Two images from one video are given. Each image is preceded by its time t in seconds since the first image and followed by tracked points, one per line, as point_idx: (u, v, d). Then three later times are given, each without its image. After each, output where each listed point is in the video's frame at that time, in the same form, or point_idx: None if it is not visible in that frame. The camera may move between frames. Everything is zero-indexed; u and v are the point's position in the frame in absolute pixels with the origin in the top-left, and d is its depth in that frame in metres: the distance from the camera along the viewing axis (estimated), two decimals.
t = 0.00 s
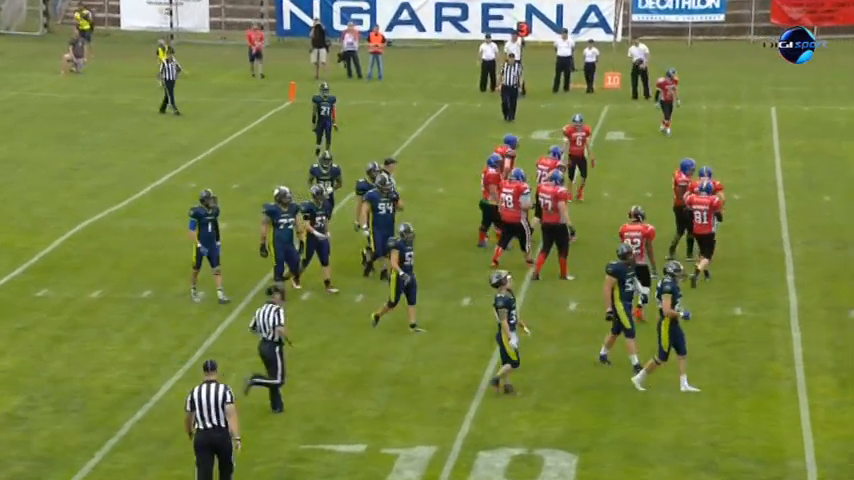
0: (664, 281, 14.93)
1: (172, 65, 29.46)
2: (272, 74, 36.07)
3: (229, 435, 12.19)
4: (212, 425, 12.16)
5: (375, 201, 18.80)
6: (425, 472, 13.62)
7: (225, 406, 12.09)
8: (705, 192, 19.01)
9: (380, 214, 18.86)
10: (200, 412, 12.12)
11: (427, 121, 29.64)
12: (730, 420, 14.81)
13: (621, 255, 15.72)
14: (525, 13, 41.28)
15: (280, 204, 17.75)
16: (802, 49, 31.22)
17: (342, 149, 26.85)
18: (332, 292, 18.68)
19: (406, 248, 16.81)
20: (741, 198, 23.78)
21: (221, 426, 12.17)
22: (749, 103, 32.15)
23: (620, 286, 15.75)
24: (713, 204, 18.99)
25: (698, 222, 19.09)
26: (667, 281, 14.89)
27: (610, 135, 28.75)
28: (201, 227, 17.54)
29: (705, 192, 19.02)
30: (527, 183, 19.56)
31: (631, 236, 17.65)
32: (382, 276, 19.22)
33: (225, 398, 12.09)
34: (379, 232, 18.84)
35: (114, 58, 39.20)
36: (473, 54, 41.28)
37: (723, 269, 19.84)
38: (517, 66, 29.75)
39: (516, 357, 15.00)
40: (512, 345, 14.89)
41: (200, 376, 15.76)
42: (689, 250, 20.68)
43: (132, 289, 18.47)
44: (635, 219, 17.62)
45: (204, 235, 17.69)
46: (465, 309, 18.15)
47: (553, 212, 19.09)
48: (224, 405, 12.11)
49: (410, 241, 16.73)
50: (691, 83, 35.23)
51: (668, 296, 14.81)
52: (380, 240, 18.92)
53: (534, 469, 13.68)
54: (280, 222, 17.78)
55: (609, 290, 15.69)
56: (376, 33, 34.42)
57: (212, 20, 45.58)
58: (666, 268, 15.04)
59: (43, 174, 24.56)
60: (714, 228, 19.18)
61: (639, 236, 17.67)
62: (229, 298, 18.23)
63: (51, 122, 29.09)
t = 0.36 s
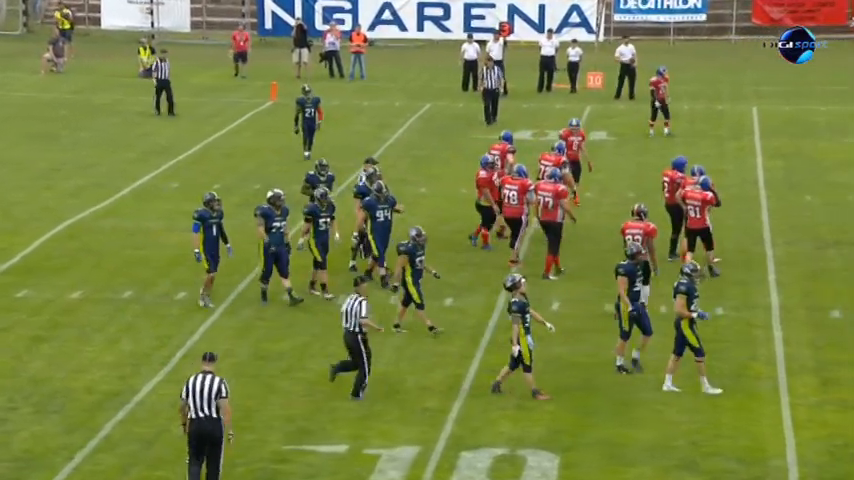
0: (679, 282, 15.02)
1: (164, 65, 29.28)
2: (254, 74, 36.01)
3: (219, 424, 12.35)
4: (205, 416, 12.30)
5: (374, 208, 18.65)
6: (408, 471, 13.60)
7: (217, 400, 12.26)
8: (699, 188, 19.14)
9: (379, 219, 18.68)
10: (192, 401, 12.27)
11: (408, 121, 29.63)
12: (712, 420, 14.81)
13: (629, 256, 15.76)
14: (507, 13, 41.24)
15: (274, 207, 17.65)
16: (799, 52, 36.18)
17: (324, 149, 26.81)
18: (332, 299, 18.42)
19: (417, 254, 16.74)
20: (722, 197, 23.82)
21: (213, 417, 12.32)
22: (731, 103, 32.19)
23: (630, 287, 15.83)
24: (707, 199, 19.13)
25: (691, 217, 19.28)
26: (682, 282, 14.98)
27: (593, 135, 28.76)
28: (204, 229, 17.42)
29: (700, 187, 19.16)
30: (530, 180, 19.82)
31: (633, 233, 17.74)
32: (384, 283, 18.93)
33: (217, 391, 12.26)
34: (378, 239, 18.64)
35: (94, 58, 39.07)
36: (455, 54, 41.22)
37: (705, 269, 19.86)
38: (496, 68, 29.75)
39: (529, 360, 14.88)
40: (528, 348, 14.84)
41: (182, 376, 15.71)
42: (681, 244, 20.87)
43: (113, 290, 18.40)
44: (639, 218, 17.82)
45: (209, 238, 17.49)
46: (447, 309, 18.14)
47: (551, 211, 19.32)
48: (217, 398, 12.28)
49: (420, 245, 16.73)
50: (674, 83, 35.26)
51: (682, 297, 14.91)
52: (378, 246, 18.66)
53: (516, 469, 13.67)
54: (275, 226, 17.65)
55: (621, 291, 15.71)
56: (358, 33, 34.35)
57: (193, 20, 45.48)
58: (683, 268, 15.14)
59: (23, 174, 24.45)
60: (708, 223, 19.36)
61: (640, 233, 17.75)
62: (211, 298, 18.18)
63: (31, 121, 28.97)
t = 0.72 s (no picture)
0: (694, 282, 14.92)
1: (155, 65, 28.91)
2: (230, 74, 35.98)
3: (201, 418, 12.46)
4: (187, 408, 12.41)
5: (370, 210, 18.50)
6: (385, 471, 13.60)
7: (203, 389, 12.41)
8: (695, 183, 19.36)
9: (375, 222, 18.57)
10: (176, 396, 12.36)
11: (386, 120, 29.61)
12: (689, 419, 14.83)
13: (638, 259, 15.39)
14: (484, 12, 41.22)
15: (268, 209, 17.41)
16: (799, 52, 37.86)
17: (302, 149, 26.79)
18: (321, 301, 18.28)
19: (425, 254, 16.46)
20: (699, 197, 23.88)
21: (195, 409, 12.44)
22: (707, 103, 32.29)
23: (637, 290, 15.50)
24: (702, 195, 19.36)
25: (686, 212, 19.45)
26: (696, 282, 14.90)
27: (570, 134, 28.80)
28: (205, 236, 17.04)
29: (695, 183, 19.37)
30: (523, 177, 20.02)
31: (624, 226, 18.11)
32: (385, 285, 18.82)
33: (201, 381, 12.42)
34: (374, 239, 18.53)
35: (70, 57, 38.95)
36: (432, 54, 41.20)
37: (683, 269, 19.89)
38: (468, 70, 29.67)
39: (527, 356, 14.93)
40: (530, 348, 14.87)
41: (158, 376, 15.67)
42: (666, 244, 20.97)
43: (89, 290, 18.34)
44: (629, 210, 18.09)
45: (208, 245, 17.15)
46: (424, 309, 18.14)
47: (542, 207, 19.45)
48: (203, 390, 12.44)
49: (428, 246, 16.37)
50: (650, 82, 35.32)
51: (697, 296, 14.83)
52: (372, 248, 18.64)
53: (494, 468, 13.68)
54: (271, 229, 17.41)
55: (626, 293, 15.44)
56: (335, 33, 34.32)
57: (170, 20, 45.42)
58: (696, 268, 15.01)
59: None
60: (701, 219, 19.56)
61: (631, 227, 18.10)
62: (188, 298, 18.15)
63: (7, 121, 28.86)
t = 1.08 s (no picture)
0: (705, 280, 14.77)
1: (137, 68, 28.46)
2: (202, 72, 35.84)
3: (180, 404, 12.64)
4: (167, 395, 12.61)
5: (367, 214, 18.08)
6: (359, 472, 13.52)
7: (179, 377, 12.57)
8: (681, 182, 19.40)
9: (373, 226, 18.10)
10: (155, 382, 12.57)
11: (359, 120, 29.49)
12: (664, 419, 14.80)
13: (639, 261, 15.31)
14: (458, 11, 40.97)
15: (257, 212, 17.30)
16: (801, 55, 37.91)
17: (275, 149, 26.69)
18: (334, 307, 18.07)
19: (432, 256, 16.41)
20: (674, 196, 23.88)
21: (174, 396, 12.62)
22: (682, 102, 32.32)
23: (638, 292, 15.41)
24: (689, 193, 19.42)
25: (673, 211, 19.50)
26: (708, 280, 14.74)
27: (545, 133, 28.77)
28: (206, 241, 16.79)
29: (681, 182, 19.41)
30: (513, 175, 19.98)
31: (608, 219, 18.07)
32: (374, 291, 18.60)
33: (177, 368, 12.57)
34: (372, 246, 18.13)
35: (41, 56, 38.71)
36: (406, 53, 41.06)
37: (657, 268, 19.89)
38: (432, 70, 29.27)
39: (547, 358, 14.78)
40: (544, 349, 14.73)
41: (130, 378, 15.54)
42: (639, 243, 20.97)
43: (60, 291, 18.20)
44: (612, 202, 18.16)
45: (207, 250, 16.89)
46: (399, 309, 18.07)
47: (532, 205, 19.28)
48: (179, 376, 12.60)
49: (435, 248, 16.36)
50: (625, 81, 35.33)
51: (710, 294, 14.71)
52: (371, 253, 18.20)
53: (468, 468, 13.62)
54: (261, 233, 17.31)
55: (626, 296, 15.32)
56: (308, 32, 34.22)
57: (141, 18, 45.23)
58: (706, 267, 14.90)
59: None
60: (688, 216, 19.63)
61: (617, 218, 18.09)
62: (160, 298, 18.03)
63: None
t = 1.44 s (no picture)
0: (712, 281, 14.51)
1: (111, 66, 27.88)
2: (166, 68, 35.33)
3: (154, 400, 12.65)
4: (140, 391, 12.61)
5: (359, 222, 17.69)
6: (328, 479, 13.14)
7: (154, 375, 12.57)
8: (670, 174, 19.25)
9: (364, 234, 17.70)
10: (128, 378, 12.54)
11: (329, 117, 29.06)
12: (640, 422, 14.47)
13: (644, 263, 14.97)
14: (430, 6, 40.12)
15: (238, 214, 16.86)
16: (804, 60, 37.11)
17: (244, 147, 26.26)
18: (327, 314, 17.46)
19: (433, 259, 15.83)
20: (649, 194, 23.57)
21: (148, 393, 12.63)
22: (657, 99, 31.99)
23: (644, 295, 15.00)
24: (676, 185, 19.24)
25: (661, 203, 19.37)
26: (715, 281, 14.49)
27: (518, 130, 28.41)
28: (195, 244, 16.44)
29: (670, 174, 19.25)
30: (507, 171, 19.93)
31: (599, 216, 17.87)
32: (370, 300, 17.81)
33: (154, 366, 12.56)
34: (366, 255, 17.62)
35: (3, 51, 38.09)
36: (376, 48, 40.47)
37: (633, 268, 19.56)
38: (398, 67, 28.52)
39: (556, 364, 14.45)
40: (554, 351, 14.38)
41: (92, 382, 15.11)
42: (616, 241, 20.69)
43: (20, 293, 17.75)
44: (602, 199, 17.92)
45: (199, 254, 16.52)
46: (370, 311, 17.68)
47: (524, 202, 19.17)
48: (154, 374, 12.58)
49: (435, 251, 15.79)
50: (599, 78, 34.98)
51: (716, 296, 14.47)
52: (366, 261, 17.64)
53: (440, 474, 13.26)
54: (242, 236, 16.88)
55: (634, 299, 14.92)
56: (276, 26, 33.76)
57: (104, 12, 44.62)
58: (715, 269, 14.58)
59: None
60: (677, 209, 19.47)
61: (607, 216, 17.85)
62: (124, 300, 17.59)
63: None
